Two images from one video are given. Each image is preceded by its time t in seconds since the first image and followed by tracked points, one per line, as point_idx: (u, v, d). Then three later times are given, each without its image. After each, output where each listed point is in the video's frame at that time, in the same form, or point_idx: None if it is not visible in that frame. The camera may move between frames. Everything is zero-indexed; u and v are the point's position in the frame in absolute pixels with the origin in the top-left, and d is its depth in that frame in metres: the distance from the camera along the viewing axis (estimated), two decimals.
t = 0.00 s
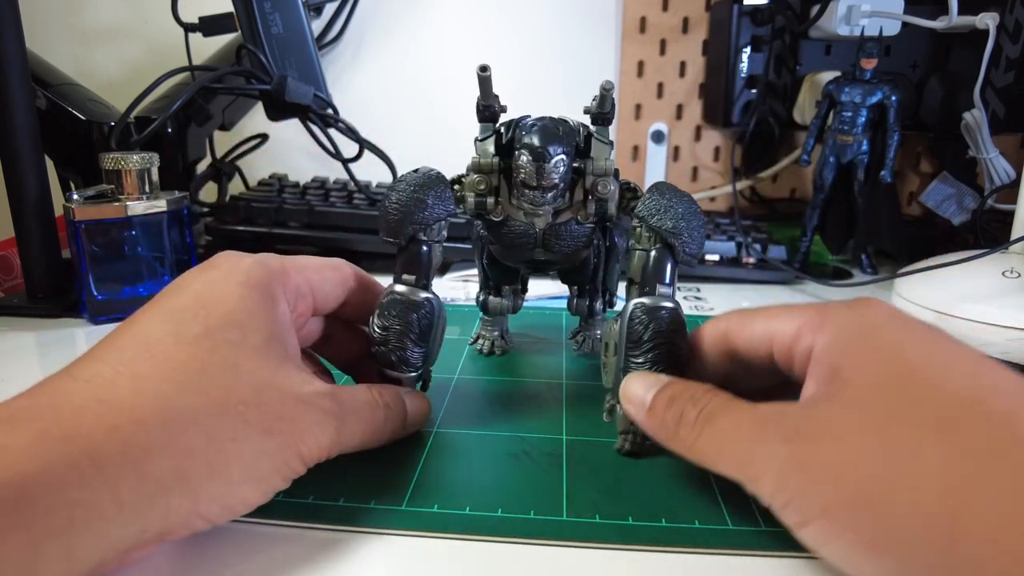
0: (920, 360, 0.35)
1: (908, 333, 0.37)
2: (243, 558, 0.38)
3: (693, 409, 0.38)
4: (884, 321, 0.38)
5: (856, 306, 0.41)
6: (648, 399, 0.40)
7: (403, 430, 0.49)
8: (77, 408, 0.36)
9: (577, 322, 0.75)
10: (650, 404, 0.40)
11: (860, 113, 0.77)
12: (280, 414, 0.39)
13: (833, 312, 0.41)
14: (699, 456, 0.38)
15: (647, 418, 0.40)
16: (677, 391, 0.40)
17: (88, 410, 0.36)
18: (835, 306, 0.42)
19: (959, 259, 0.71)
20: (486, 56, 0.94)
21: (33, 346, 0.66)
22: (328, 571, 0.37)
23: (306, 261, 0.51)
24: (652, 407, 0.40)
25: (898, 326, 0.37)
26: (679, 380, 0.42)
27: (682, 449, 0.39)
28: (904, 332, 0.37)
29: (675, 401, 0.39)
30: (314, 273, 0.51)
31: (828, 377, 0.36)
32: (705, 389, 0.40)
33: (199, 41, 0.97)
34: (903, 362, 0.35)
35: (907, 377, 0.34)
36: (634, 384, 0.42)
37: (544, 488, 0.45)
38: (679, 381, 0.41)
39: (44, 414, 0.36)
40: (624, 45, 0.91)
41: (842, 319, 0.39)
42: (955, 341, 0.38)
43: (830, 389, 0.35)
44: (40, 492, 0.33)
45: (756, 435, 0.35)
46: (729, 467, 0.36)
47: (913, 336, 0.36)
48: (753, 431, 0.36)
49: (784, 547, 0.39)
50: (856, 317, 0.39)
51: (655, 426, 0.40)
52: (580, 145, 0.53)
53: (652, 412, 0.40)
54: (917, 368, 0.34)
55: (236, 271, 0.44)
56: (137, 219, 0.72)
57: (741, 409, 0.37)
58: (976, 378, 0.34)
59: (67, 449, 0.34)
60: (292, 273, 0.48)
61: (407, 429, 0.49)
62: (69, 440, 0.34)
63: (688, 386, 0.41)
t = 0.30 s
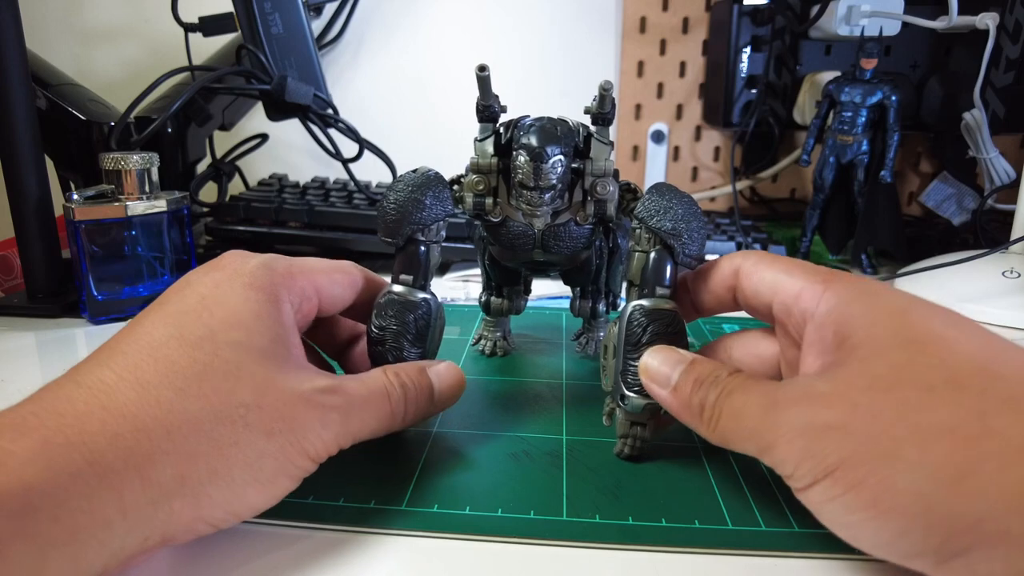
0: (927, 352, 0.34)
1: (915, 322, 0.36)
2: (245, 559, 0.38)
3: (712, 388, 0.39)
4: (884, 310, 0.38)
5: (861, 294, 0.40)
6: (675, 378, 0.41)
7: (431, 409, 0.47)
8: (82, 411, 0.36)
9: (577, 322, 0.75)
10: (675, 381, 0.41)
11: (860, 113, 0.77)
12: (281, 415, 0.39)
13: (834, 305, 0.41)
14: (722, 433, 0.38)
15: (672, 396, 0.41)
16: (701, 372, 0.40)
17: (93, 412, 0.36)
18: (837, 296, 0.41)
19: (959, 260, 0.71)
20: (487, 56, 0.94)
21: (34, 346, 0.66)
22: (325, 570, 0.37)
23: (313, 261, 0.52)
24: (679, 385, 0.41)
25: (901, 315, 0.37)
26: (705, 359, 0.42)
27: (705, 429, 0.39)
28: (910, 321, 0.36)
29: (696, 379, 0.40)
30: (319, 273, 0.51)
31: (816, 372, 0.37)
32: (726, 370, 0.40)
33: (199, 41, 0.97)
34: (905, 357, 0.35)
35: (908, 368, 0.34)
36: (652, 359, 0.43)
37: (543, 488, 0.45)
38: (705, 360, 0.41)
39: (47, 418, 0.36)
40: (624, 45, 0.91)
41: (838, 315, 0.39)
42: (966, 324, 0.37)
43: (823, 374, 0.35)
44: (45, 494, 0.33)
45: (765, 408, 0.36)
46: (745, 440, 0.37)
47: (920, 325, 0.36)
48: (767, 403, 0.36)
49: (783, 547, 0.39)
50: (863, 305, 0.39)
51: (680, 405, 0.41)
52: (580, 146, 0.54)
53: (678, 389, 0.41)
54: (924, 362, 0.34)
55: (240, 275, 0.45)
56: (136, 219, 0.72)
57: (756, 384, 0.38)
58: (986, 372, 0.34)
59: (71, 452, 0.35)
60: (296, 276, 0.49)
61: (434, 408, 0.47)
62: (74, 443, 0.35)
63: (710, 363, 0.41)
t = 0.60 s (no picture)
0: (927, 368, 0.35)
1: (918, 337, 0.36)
2: (245, 561, 0.38)
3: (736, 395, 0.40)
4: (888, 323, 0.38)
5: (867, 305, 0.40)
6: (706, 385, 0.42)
7: (433, 412, 0.48)
8: (85, 414, 0.36)
9: (577, 322, 0.75)
10: (707, 387, 0.42)
11: (860, 113, 0.77)
12: (285, 414, 0.39)
13: (841, 318, 0.41)
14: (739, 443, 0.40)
15: (704, 402, 0.43)
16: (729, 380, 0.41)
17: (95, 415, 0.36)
18: (845, 309, 0.41)
19: (959, 260, 0.71)
20: (487, 57, 0.94)
21: (33, 347, 0.66)
22: (326, 571, 0.37)
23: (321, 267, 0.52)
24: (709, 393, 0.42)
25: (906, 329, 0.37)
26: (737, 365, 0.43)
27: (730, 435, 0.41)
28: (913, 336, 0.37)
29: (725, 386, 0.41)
30: (324, 275, 0.52)
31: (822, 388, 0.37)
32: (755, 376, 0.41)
33: (199, 41, 0.97)
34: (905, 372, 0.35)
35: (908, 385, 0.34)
36: (687, 361, 0.44)
37: (545, 488, 0.44)
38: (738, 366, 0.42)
39: (49, 420, 0.36)
40: (624, 45, 0.91)
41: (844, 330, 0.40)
42: (969, 335, 0.37)
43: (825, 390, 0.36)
44: (47, 497, 0.33)
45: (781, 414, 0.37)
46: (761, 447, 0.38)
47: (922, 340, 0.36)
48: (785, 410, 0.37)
49: (782, 546, 0.39)
50: (868, 317, 0.39)
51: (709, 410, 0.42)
52: (589, 149, 0.54)
53: (709, 398, 0.42)
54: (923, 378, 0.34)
55: (245, 274, 0.45)
56: (136, 219, 0.72)
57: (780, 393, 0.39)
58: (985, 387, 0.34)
59: (74, 454, 0.34)
60: (302, 278, 0.49)
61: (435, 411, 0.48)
62: (77, 445, 0.35)
63: (744, 369, 0.42)
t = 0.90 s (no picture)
0: (920, 388, 0.37)
1: (912, 355, 0.38)
2: (242, 559, 0.38)
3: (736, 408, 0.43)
4: (884, 339, 0.40)
5: (866, 319, 0.42)
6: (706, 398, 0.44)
7: (428, 416, 0.49)
8: (90, 411, 0.38)
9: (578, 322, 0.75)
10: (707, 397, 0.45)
11: (860, 113, 0.77)
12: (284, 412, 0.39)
13: (839, 335, 0.43)
14: (743, 450, 0.43)
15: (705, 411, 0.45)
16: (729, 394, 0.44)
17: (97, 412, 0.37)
18: (847, 319, 0.43)
19: (958, 259, 0.71)
20: (487, 56, 0.94)
21: (33, 346, 0.66)
22: (323, 571, 0.37)
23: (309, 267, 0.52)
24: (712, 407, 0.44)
25: (901, 346, 0.39)
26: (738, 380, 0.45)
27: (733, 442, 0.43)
28: (908, 353, 0.39)
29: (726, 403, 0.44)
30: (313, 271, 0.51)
31: (816, 402, 0.40)
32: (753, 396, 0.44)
33: (199, 41, 0.97)
34: (898, 390, 0.37)
35: (900, 407, 0.37)
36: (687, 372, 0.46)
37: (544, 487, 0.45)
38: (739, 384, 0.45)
39: (52, 416, 0.37)
40: (623, 45, 0.91)
41: (843, 347, 0.42)
42: (962, 345, 0.39)
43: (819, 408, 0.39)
44: (52, 493, 0.34)
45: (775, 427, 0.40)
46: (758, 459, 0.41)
47: (916, 358, 0.38)
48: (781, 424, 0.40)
49: (779, 546, 0.39)
50: (864, 334, 0.41)
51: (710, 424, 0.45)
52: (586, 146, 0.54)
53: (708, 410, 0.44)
54: (915, 398, 0.37)
55: (236, 271, 0.47)
56: (136, 219, 0.72)
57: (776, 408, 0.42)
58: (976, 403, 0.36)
59: (77, 451, 0.36)
60: (290, 277, 0.49)
61: (431, 416, 0.50)
62: (80, 443, 0.36)
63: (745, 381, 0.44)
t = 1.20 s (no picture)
0: (917, 388, 0.37)
1: (910, 356, 0.38)
2: (241, 559, 0.38)
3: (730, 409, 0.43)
4: (882, 340, 0.40)
5: (864, 320, 0.42)
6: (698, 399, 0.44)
7: (429, 421, 0.50)
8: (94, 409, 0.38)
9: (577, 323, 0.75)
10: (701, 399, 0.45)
11: (860, 113, 0.77)
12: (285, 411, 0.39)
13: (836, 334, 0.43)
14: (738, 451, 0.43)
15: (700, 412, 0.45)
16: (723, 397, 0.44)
17: (101, 411, 0.37)
18: (845, 319, 0.43)
19: (958, 259, 0.71)
20: (486, 56, 0.94)
21: (33, 346, 0.66)
22: (322, 571, 0.37)
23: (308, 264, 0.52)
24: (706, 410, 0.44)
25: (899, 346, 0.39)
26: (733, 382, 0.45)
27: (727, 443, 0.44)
28: (905, 354, 0.39)
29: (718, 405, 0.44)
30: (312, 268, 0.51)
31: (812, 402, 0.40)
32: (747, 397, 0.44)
33: (199, 41, 0.97)
34: (897, 391, 0.37)
35: (897, 407, 0.37)
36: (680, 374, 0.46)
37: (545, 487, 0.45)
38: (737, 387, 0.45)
39: (52, 414, 0.37)
40: (623, 45, 0.91)
41: (839, 347, 0.42)
42: (962, 347, 0.39)
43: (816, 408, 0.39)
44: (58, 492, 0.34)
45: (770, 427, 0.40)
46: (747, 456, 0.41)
47: (914, 359, 0.38)
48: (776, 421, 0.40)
49: (778, 546, 0.39)
50: (863, 335, 0.41)
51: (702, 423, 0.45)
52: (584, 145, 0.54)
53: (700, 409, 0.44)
54: (912, 398, 0.37)
55: (238, 264, 0.46)
56: (136, 219, 0.72)
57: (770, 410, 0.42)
58: (972, 405, 0.36)
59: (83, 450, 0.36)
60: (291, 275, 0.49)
61: (431, 419, 0.50)
62: (85, 441, 0.36)
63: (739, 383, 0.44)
